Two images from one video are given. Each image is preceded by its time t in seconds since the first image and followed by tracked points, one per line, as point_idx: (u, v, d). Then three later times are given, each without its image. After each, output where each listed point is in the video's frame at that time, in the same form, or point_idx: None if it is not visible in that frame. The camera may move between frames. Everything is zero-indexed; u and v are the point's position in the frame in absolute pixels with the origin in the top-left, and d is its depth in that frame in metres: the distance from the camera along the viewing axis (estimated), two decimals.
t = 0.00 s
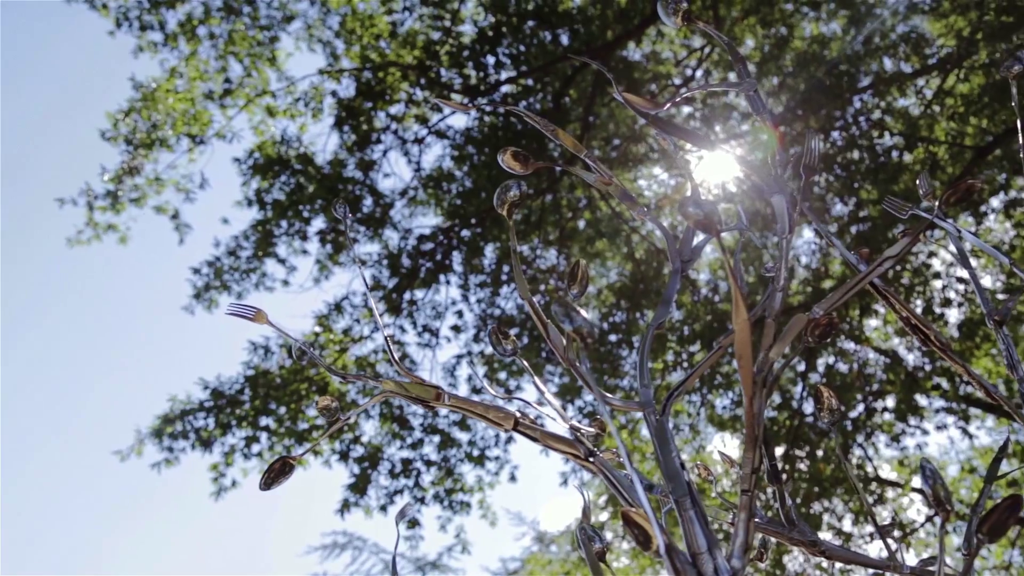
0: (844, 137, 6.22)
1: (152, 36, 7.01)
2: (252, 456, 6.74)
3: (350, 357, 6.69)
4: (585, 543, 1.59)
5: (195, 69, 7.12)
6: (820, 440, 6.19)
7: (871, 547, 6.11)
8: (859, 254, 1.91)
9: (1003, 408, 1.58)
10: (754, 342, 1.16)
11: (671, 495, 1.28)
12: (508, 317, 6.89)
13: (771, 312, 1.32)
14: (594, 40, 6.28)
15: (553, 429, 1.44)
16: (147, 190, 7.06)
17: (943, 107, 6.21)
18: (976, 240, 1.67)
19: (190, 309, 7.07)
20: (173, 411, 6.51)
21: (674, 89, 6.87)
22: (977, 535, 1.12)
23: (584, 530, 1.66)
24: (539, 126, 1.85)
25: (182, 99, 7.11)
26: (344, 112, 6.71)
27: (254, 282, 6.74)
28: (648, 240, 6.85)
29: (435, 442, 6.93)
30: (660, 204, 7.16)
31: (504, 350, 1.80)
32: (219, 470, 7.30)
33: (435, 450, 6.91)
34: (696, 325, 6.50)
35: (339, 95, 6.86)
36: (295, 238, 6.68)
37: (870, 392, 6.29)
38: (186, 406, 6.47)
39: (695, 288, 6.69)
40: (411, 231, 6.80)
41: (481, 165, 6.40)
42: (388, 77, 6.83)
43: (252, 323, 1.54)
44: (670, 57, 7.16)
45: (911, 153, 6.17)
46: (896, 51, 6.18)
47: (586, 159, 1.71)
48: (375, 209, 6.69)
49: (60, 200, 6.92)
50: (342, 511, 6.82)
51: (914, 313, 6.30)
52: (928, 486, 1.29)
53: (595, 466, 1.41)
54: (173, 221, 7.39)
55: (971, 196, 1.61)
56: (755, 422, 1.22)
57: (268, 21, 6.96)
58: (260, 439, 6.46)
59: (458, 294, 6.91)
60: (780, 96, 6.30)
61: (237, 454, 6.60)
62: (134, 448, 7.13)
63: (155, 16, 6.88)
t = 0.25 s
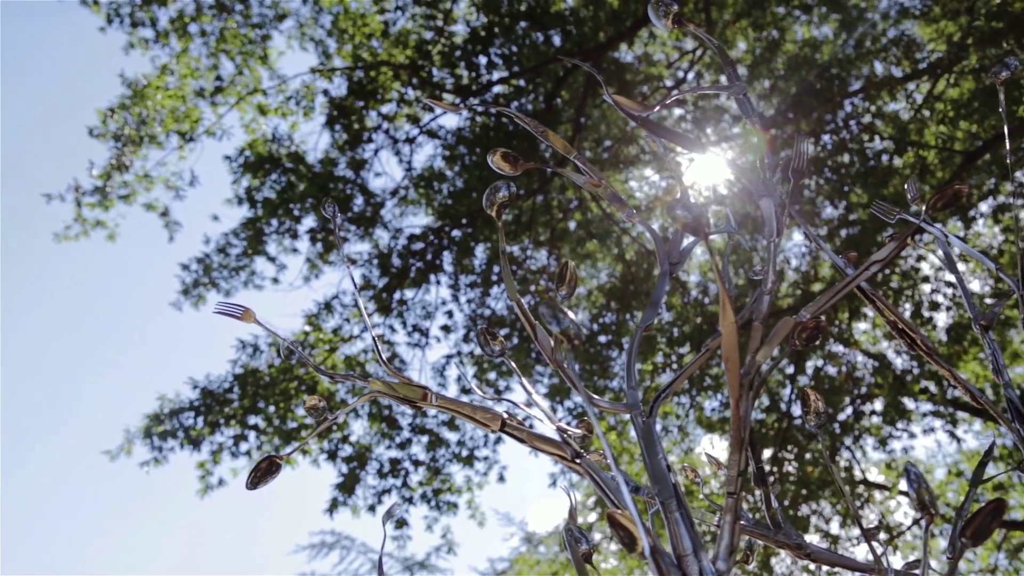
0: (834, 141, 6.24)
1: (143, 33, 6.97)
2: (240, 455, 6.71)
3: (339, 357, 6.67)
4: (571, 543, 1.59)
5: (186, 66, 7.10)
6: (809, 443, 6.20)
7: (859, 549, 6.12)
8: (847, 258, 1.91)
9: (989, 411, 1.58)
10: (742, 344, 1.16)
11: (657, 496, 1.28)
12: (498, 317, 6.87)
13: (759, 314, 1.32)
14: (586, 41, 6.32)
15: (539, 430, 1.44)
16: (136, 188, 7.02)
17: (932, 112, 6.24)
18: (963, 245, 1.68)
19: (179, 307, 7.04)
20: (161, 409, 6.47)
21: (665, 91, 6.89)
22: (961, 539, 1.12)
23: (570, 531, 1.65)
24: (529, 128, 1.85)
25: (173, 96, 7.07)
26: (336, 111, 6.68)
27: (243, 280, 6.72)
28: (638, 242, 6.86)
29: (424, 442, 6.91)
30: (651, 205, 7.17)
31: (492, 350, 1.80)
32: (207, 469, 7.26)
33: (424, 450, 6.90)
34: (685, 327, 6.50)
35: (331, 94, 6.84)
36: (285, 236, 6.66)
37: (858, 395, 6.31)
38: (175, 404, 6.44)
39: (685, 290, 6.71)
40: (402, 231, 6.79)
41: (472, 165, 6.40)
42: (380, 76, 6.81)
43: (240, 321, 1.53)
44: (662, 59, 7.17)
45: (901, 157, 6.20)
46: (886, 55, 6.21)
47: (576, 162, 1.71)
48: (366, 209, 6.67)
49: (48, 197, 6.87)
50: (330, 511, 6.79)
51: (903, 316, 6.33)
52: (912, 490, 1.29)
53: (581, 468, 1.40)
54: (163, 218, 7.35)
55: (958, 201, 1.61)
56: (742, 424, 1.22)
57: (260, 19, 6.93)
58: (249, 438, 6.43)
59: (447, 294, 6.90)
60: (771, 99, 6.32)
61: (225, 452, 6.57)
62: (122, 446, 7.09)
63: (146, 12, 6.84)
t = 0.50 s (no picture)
0: (825, 144, 6.26)
1: (134, 30, 6.93)
2: (229, 454, 6.68)
3: (328, 356, 6.66)
4: (557, 544, 1.59)
5: (178, 64, 7.06)
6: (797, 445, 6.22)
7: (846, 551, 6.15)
8: (834, 261, 1.91)
9: (974, 416, 1.59)
10: (728, 347, 1.16)
11: (643, 499, 1.28)
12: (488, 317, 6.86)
13: (746, 317, 1.32)
14: (578, 42, 6.34)
15: (526, 431, 1.44)
16: (126, 185, 6.98)
17: (923, 117, 6.28)
18: (950, 249, 1.68)
19: (168, 305, 7.00)
20: (149, 407, 6.44)
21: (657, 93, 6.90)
22: (944, 542, 1.12)
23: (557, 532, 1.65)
24: (518, 130, 1.84)
25: (164, 93, 7.03)
26: (328, 110, 6.66)
27: (233, 278, 6.69)
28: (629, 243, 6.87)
29: (413, 442, 6.90)
30: (642, 207, 7.18)
31: (481, 351, 1.79)
32: (194, 468, 7.23)
33: (413, 450, 6.89)
34: (675, 329, 6.51)
35: (322, 92, 6.81)
36: (276, 235, 6.63)
37: (846, 397, 6.33)
38: (163, 403, 6.41)
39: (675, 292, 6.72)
40: (392, 230, 6.78)
41: (463, 165, 6.39)
42: (372, 75, 6.80)
43: (228, 320, 1.52)
44: (654, 61, 7.18)
45: (891, 161, 6.23)
46: (877, 59, 6.23)
47: (566, 163, 1.71)
48: (356, 208, 6.66)
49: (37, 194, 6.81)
50: (318, 510, 6.77)
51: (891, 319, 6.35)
52: (897, 493, 1.29)
53: (567, 469, 1.40)
54: (152, 216, 7.31)
55: (946, 206, 1.61)
56: (728, 427, 1.22)
57: (252, 17, 6.91)
58: (237, 437, 6.40)
59: (438, 293, 6.88)
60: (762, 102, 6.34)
61: (214, 451, 6.54)
62: (109, 444, 7.05)
63: (137, 9, 6.80)
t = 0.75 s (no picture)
0: (815, 148, 6.28)
1: (126, 26, 6.89)
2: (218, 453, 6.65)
3: (318, 355, 6.64)
4: (544, 544, 1.58)
5: (169, 61, 7.03)
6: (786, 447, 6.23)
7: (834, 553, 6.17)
8: (821, 263, 1.92)
9: (959, 420, 1.59)
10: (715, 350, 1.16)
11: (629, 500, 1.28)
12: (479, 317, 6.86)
13: (732, 320, 1.32)
14: (570, 43, 6.36)
15: (513, 432, 1.44)
16: (116, 184, 6.95)
17: (913, 121, 6.29)
18: (937, 253, 1.68)
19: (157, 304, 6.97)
20: (138, 406, 6.40)
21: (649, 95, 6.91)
22: (928, 546, 1.13)
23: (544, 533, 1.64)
24: (508, 131, 1.84)
25: (155, 91, 7.00)
26: (319, 109, 6.64)
27: (223, 277, 6.66)
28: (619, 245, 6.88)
29: (402, 442, 6.89)
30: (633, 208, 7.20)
31: (469, 351, 1.79)
32: (183, 466, 7.19)
33: (402, 450, 6.87)
34: (665, 331, 6.52)
35: (314, 91, 6.79)
36: (267, 233, 6.61)
37: (835, 400, 6.35)
38: (151, 401, 6.37)
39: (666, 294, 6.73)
40: (383, 230, 6.77)
41: (454, 164, 6.39)
42: (364, 74, 6.78)
43: (216, 319, 1.51)
44: (646, 63, 7.19)
45: (881, 165, 6.26)
46: (869, 63, 6.23)
47: (555, 164, 1.70)
48: (347, 207, 6.65)
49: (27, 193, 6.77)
50: (307, 509, 6.75)
51: (880, 323, 6.38)
52: (882, 497, 1.30)
53: (554, 470, 1.40)
54: (143, 214, 7.27)
55: (932, 211, 1.62)
56: (714, 429, 1.22)
57: (244, 15, 6.88)
58: (226, 435, 6.38)
59: (428, 293, 6.87)
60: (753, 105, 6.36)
61: (202, 450, 6.51)
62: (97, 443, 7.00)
63: (128, 6, 6.76)
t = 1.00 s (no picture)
0: (806, 151, 6.31)
1: (117, 23, 6.85)
2: (206, 452, 6.63)
3: (308, 355, 6.62)
4: (530, 545, 1.58)
5: (161, 58, 7.00)
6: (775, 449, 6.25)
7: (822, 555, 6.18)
8: (808, 266, 1.92)
9: (945, 424, 1.59)
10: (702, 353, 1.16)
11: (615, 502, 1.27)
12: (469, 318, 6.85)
13: (720, 323, 1.32)
14: (563, 45, 6.36)
15: (500, 433, 1.43)
16: (107, 182, 6.91)
17: (903, 125, 6.31)
18: (923, 257, 1.69)
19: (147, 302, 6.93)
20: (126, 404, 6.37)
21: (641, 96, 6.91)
22: (912, 549, 1.13)
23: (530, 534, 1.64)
24: (498, 131, 1.83)
25: (146, 88, 6.96)
26: (311, 108, 6.62)
27: (213, 276, 6.63)
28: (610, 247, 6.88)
29: (391, 442, 6.87)
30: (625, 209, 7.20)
31: (456, 352, 1.78)
32: (171, 465, 7.16)
33: (392, 450, 6.86)
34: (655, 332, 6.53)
35: (306, 90, 6.77)
36: (258, 232, 6.59)
37: (824, 403, 6.37)
38: (140, 400, 6.34)
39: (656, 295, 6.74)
40: (375, 229, 6.75)
41: (446, 165, 6.37)
42: (356, 74, 6.76)
43: (204, 319, 1.50)
44: (638, 65, 7.19)
45: (872, 168, 6.29)
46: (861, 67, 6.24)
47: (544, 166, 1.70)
48: (339, 206, 6.63)
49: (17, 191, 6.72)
50: (295, 509, 6.73)
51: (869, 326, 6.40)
52: (867, 500, 1.30)
53: (541, 472, 1.39)
54: (134, 213, 7.23)
55: (920, 215, 1.62)
56: (701, 432, 1.22)
57: (236, 13, 6.85)
58: (215, 434, 6.35)
59: (419, 293, 6.86)
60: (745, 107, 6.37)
61: (191, 449, 6.48)
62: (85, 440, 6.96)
63: (120, 3, 6.73)
